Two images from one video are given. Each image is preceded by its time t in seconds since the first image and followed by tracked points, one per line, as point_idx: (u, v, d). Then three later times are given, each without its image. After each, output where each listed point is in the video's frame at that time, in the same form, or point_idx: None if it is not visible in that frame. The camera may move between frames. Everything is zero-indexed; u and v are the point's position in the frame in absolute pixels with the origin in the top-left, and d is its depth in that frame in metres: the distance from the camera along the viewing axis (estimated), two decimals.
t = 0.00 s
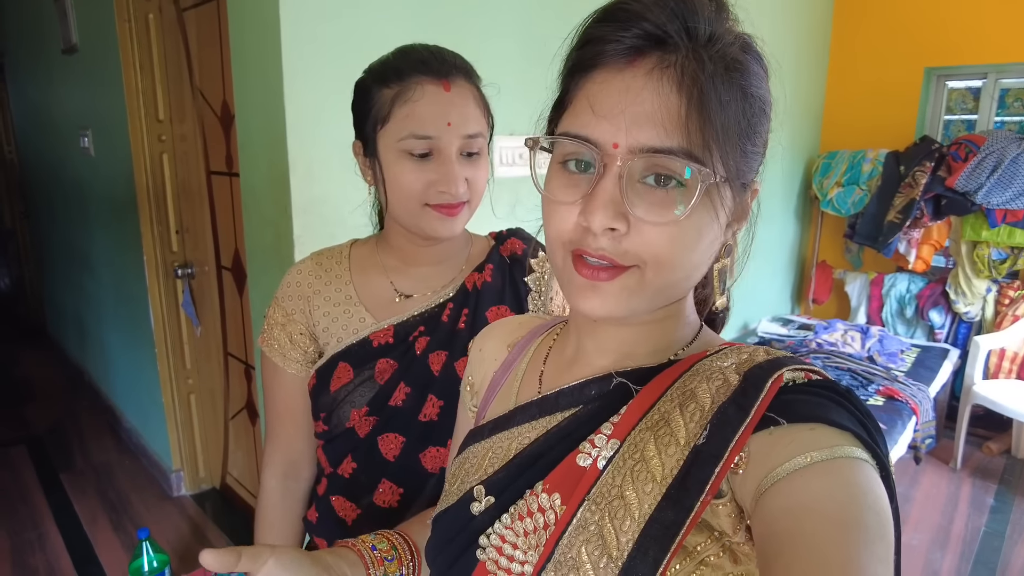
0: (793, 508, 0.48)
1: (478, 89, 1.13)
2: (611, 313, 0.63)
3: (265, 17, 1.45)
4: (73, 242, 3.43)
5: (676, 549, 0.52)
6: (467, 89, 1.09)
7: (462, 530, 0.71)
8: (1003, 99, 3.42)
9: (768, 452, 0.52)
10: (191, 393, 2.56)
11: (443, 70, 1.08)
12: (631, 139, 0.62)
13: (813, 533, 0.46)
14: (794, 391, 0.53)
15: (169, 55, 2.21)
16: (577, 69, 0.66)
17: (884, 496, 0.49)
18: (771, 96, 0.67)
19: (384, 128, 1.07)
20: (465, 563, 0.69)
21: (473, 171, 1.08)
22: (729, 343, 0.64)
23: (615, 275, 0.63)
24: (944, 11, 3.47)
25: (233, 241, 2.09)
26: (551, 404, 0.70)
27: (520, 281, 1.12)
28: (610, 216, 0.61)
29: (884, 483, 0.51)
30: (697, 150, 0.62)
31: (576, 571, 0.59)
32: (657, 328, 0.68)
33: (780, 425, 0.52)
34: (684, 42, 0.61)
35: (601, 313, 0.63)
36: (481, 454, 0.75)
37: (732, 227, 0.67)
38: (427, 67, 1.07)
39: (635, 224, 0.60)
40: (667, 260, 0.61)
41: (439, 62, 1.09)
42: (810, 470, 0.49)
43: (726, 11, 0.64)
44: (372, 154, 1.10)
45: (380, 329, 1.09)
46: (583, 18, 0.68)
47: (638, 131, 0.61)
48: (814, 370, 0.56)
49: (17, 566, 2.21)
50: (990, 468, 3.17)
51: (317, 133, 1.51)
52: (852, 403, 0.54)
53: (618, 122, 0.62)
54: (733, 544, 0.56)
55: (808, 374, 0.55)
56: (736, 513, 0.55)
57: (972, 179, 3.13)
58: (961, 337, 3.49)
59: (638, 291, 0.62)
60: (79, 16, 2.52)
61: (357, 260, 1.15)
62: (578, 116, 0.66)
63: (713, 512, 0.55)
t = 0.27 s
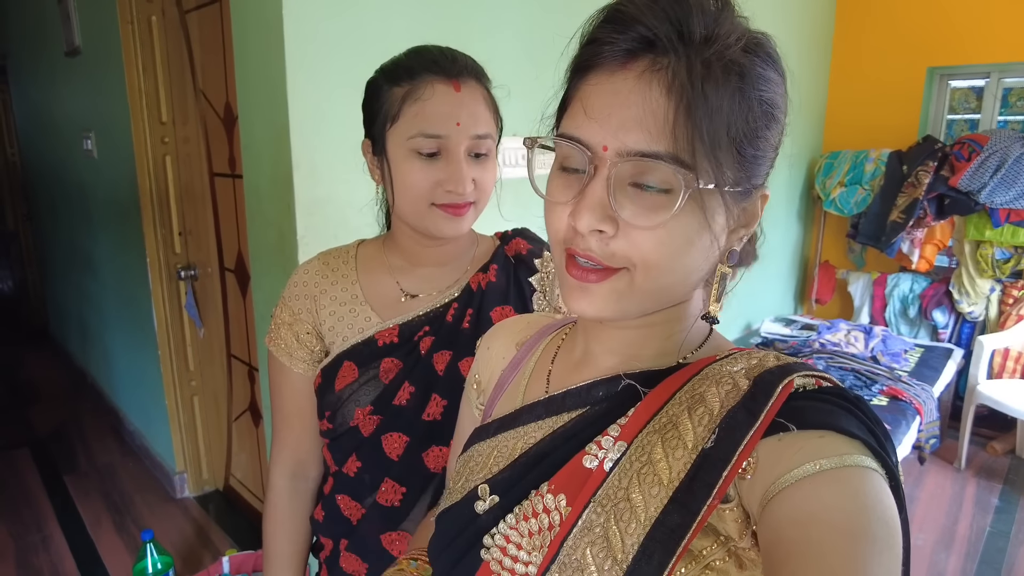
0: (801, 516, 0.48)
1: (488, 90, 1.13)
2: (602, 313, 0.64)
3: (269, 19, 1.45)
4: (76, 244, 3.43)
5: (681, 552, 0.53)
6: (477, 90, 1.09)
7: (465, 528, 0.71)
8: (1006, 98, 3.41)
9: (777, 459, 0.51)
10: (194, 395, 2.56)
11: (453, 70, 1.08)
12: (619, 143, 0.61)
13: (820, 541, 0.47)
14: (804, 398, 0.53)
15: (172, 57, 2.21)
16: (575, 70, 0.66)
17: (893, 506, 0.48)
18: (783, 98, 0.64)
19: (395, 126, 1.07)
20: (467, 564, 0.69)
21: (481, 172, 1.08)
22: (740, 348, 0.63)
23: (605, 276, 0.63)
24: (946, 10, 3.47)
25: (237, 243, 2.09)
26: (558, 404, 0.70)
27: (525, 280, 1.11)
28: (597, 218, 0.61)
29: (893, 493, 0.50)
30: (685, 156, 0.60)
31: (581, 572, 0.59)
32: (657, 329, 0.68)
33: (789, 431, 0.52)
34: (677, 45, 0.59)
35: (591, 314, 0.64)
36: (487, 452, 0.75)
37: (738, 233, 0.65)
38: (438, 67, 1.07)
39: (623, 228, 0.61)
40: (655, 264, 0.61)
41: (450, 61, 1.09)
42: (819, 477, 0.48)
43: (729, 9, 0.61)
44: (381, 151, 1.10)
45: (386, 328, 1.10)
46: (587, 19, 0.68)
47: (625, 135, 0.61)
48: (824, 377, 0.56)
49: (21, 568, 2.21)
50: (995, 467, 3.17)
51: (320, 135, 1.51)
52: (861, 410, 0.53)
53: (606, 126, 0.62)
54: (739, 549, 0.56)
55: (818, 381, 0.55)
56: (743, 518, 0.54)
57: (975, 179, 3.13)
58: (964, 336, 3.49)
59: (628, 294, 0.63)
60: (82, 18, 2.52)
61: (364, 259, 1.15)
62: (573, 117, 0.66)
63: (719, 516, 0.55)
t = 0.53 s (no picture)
0: (808, 518, 0.48)
1: (486, 84, 1.11)
2: (602, 319, 0.64)
3: (267, 22, 1.45)
4: (77, 250, 3.44)
5: (689, 554, 0.52)
6: (474, 86, 1.08)
7: (471, 529, 0.70)
8: (1005, 94, 3.41)
9: (785, 461, 0.51)
10: (197, 399, 2.55)
11: (450, 65, 1.08)
12: (603, 148, 0.61)
13: (826, 544, 0.46)
14: (812, 399, 0.53)
15: (172, 62, 2.22)
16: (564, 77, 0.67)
17: (903, 510, 0.48)
18: (777, 98, 0.61)
19: (391, 124, 1.07)
20: (474, 565, 0.69)
21: (477, 168, 1.07)
22: (749, 350, 0.63)
23: (603, 282, 0.63)
24: (944, 7, 3.47)
25: (238, 246, 2.09)
26: (564, 404, 0.70)
27: (525, 276, 1.10)
28: (583, 224, 0.61)
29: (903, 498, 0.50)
30: (668, 160, 0.59)
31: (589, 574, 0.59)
32: (664, 331, 0.68)
33: (798, 434, 0.51)
34: (660, 49, 0.59)
35: (591, 319, 0.64)
36: (493, 452, 0.75)
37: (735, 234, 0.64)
38: (436, 64, 1.07)
39: (612, 234, 0.60)
40: (651, 271, 0.61)
41: (448, 58, 1.08)
42: (828, 479, 0.48)
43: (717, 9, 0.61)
44: (380, 149, 1.11)
45: (388, 330, 1.09)
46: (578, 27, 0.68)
47: (609, 140, 0.61)
48: (834, 379, 0.55)
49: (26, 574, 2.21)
50: (999, 463, 3.16)
51: (321, 137, 1.51)
52: (871, 413, 0.53)
53: (590, 132, 0.62)
54: (747, 551, 0.55)
55: (827, 383, 0.55)
56: (751, 520, 0.54)
57: (975, 174, 3.12)
58: (967, 332, 3.48)
59: (626, 298, 0.63)
60: (81, 23, 2.53)
61: (366, 260, 1.15)
62: (561, 124, 0.66)
63: (727, 518, 0.55)
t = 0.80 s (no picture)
0: (801, 510, 0.48)
1: (471, 78, 1.11)
2: (605, 314, 0.64)
3: (266, 24, 1.46)
4: (78, 253, 3.45)
5: (686, 549, 0.52)
6: (456, 81, 1.09)
7: (467, 528, 0.71)
8: (1004, 90, 3.41)
9: (778, 453, 0.51)
10: (199, 401, 2.56)
11: (432, 62, 1.08)
12: (612, 137, 0.61)
13: (821, 534, 0.46)
14: (805, 392, 0.53)
15: (172, 64, 2.23)
16: (562, 66, 0.67)
17: (897, 501, 0.48)
18: (776, 82, 0.63)
19: (377, 124, 1.09)
20: (473, 564, 0.70)
21: (462, 163, 1.07)
22: (740, 341, 0.63)
23: (608, 276, 0.63)
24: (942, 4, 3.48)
25: (238, 247, 2.10)
26: (558, 401, 0.70)
27: (525, 275, 1.10)
28: (590, 216, 0.62)
29: (896, 489, 0.49)
30: (680, 146, 0.60)
31: (586, 572, 0.59)
32: (664, 326, 0.69)
33: (790, 426, 0.51)
34: (666, 35, 0.59)
35: (594, 314, 0.64)
36: (487, 450, 0.75)
37: (737, 220, 0.65)
38: (418, 61, 1.08)
39: (620, 225, 0.61)
40: (657, 258, 0.61)
41: (430, 55, 1.09)
42: (821, 471, 0.48)
43: None
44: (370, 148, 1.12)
45: (387, 330, 1.10)
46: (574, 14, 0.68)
47: (618, 128, 0.61)
48: (826, 370, 0.55)
49: None
50: (1000, 459, 3.16)
51: (320, 138, 1.51)
52: (864, 404, 0.53)
53: (599, 120, 0.62)
54: (742, 544, 0.56)
55: (820, 374, 0.54)
56: (745, 513, 0.55)
57: (974, 171, 3.13)
58: (968, 328, 3.47)
59: (631, 291, 0.63)
60: (81, 27, 2.54)
61: (362, 260, 1.16)
62: (564, 114, 0.66)
63: (721, 511, 0.56)
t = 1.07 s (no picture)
0: (776, 497, 0.49)
1: (454, 78, 1.13)
2: (615, 310, 0.64)
3: (269, 27, 1.47)
4: (82, 255, 3.47)
5: (664, 544, 0.54)
6: (438, 81, 1.10)
7: (451, 531, 0.72)
8: (1004, 91, 3.42)
9: (750, 444, 0.53)
10: (202, 401, 2.58)
11: (413, 65, 1.10)
12: (641, 130, 0.63)
13: (796, 521, 0.47)
14: (775, 382, 0.55)
15: (175, 67, 2.25)
16: (576, 55, 0.66)
17: (866, 485, 0.50)
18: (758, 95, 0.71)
19: (367, 132, 1.11)
20: (459, 565, 0.70)
21: (451, 161, 1.09)
22: (710, 335, 0.66)
23: (619, 271, 0.63)
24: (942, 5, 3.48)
25: (241, 248, 2.11)
26: (536, 401, 0.71)
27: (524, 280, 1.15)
28: (619, 213, 0.61)
29: (866, 473, 0.51)
30: (706, 143, 0.63)
31: (568, 570, 0.59)
32: (641, 323, 0.70)
33: (760, 418, 0.53)
34: (695, 35, 0.63)
35: (605, 311, 0.64)
36: (468, 452, 0.76)
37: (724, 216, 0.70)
38: (400, 66, 1.10)
39: (643, 220, 0.61)
40: (672, 254, 0.62)
41: (410, 58, 1.11)
42: (793, 458, 0.50)
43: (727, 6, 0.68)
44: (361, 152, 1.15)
45: (388, 330, 1.10)
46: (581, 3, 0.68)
47: (649, 123, 0.62)
48: (794, 362, 0.57)
49: None
50: (1001, 460, 3.16)
51: (322, 140, 1.53)
52: (834, 393, 0.55)
53: (627, 114, 0.63)
54: (720, 535, 0.57)
55: (788, 366, 0.57)
56: (720, 505, 0.56)
57: (975, 171, 3.13)
58: (968, 329, 3.47)
59: (642, 286, 0.63)
60: (85, 31, 2.56)
61: (360, 260, 1.17)
62: (580, 105, 0.66)
63: (698, 505, 0.57)
